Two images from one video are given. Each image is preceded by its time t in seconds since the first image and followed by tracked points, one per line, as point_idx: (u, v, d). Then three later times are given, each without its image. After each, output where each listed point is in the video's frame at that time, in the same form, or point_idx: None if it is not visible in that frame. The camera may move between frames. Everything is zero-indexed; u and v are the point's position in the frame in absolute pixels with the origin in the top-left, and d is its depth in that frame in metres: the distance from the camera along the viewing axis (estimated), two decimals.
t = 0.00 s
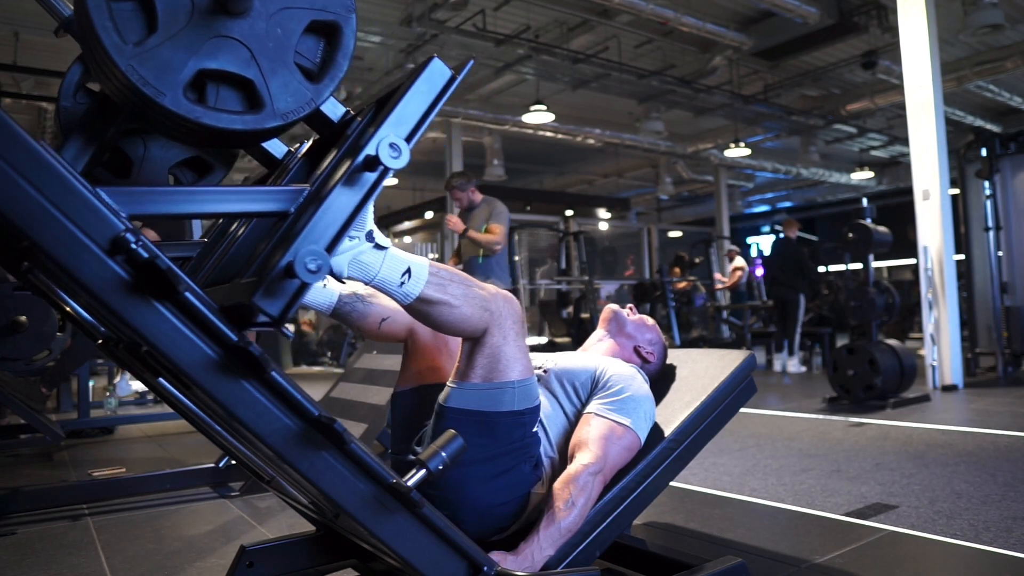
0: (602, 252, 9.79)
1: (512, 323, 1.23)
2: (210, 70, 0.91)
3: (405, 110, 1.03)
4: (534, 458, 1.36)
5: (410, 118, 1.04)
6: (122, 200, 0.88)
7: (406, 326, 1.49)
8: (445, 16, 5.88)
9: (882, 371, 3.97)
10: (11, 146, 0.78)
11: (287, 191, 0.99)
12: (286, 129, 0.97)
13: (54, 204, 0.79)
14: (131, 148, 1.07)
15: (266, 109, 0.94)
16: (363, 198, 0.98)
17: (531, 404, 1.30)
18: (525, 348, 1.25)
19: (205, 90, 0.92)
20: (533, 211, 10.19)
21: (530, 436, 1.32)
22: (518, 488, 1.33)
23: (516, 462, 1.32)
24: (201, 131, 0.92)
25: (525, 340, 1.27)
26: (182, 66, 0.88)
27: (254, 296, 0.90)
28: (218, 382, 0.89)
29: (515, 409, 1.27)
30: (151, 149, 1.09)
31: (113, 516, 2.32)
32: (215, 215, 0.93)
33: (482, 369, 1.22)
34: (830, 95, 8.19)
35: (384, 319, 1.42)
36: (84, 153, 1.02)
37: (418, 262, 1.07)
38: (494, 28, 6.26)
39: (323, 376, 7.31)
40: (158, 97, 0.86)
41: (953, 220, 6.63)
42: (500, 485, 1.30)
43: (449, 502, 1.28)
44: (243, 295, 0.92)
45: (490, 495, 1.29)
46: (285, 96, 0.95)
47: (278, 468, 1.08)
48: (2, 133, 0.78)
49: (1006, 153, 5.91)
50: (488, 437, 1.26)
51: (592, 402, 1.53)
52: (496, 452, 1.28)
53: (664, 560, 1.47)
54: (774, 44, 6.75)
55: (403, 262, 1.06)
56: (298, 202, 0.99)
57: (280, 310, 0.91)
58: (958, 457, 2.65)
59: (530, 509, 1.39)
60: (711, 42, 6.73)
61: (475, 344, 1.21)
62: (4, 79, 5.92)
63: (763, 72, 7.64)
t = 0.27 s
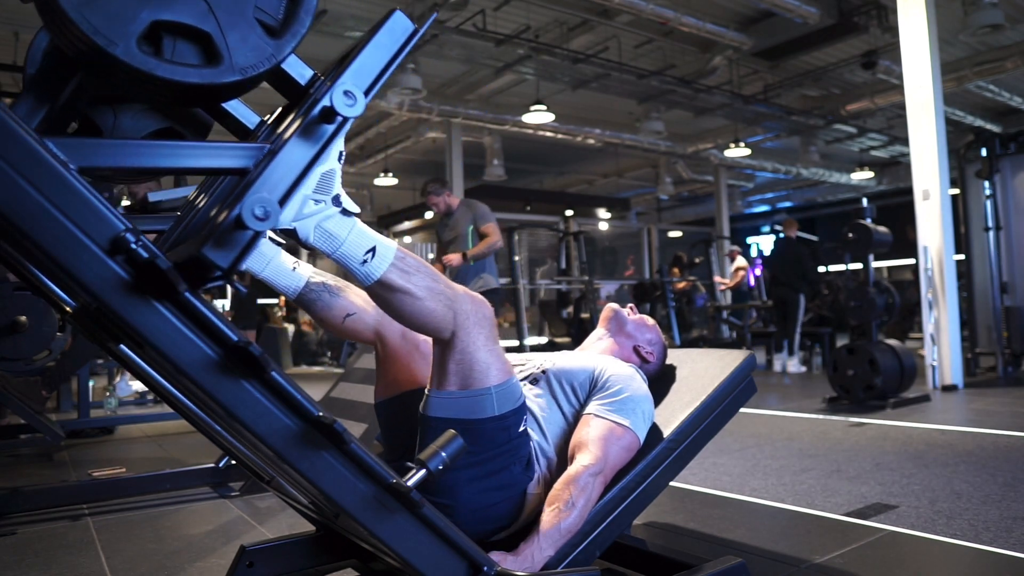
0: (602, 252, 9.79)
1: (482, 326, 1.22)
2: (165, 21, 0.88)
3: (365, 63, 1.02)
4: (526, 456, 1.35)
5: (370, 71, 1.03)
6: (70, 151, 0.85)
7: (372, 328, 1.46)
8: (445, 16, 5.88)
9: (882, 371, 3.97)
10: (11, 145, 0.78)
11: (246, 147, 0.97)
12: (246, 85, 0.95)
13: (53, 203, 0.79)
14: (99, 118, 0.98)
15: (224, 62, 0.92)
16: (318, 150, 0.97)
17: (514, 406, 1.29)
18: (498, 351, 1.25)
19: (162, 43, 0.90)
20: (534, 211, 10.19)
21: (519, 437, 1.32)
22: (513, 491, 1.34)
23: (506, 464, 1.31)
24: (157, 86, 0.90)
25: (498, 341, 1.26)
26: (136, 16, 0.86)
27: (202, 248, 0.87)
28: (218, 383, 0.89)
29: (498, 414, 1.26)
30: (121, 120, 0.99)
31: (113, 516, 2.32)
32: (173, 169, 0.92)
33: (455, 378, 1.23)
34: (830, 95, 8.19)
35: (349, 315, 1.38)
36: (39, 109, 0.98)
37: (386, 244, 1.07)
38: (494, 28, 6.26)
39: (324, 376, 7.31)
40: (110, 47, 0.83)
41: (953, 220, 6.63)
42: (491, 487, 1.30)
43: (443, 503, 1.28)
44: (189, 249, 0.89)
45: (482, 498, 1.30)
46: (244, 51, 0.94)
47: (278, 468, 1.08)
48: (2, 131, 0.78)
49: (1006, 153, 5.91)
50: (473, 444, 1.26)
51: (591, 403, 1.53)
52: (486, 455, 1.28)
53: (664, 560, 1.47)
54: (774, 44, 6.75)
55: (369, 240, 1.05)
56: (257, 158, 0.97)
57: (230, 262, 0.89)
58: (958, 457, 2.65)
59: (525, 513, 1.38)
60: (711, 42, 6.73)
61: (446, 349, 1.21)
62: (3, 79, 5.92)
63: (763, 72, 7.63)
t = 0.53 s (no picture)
0: (602, 252, 9.80)
1: (445, 335, 1.18)
2: None
3: (337, 29, 0.99)
4: (519, 455, 1.35)
5: (343, 37, 1.00)
6: (35, 117, 0.84)
7: (338, 339, 1.32)
8: (445, 16, 5.88)
9: (882, 371, 3.97)
10: (11, 145, 0.78)
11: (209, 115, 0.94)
12: (219, 55, 0.93)
13: (52, 202, 0.80)
14: (77, 96, 0.97)
15: (195, 31, 0.90)
16: (287, 116, 0.94)
17: (494, 409, 1.27)
18: (469, 361, 1.23)
19: (131, 11, 0.88)
20: (533, 210, 10.19)
21: (507, 436, 1.31)
22: (509, 491, 1.34)
23: (501, 462, 1.31)
24: (127, 56, 0.88)
25: (466, 349, 1.24)
26: None
27: (166, 213, 0.84)
28: (219, 383, 0.89)
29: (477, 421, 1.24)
30: (101, 98, 0.98)
31: (113, 516, 2.33)
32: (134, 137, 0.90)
33: (431, 391, 1.21)
34: (830, 95, 8.20)
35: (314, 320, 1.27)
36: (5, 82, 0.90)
37: (356, 238, 1.05)
38: (494, 28, 6.26)
39: (323, 376, 7.31)
40: (76, 11, 0.82)
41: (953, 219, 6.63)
42: (483, 488, 1.30)
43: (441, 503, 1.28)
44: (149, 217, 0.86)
45: (477, 502, 1.30)
46: (216, 19, 0.91)
47: (278, 468, 1.08)
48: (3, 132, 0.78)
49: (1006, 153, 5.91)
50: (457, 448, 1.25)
51: (591, 403, 1.53)
52: (478, 459, 1.27)
53: (664, 559, 1.47)
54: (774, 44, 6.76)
55: (340, 229, 1.03)
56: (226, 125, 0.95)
57: (197, 228, 0.86)
58: (958, 457, 2.65)
59: (524, 512, 1.39)
60: (711, 42, 6.73)
61: (413, 363, 1.17)
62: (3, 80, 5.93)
63: (763, 72, 7.63)
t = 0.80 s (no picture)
0: (602, 252, 9.80)
1: (447, 335, 1.18)
2: None
3: (339, 33, 1.00)
4: (521, 455, 1.35)
5: (345, 40, 1.00)
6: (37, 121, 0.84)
7: (344, 338, 1.35)
8: (445, 17, 5.87)
9: (882, 371, 3.97)
10: (12, 147, 0.78)
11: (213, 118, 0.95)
12: (220, 58, 0.93)
13: (54, 204, 0.80)
14: (78, 98, 0.97)
15: (197, 33, 0.90)
16: (290, 119, 0.94)
17: (496, 408, 1.27)
18: (473, 360, 1.24)
19: (134, 13, 0.88)
20: (533, 210, 10.19)
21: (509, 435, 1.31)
22: (510, 491, 1.34)
23: (503, 462, 1.31)
24: (130, 57, 0.88)
25: (468, 349, 1.24)
26: None
27: (169, 218, 0.84)
28: (218, 383, 0.89)
29: (480, 417, 1.24)
30: (103, 100, 0.98)
31: (113, 516, 2.33)
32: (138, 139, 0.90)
33: (434, 391, 1.21)
34: (830, 95, 8.20)
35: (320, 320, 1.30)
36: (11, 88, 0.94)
37: (359, 238, 1.05)
38: (494, 28, 6.26)
39: (323, 376, 7.31)
40: (79, 14, 0.82)
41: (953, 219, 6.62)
42: (484, 488, 1.30)
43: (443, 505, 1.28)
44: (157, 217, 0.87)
45: (479, 500, 1.30)
46: (217, 21, 0.91)
47: (278, 468, 1.08)
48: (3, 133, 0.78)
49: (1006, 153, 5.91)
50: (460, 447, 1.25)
51: (591, 403, 1.53)
52: (477, 458, 1.28)
53: (665, 559, 1.47)
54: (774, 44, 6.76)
55: (343, 229, 1.03)
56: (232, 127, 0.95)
57: (200, 232, 0.86)
58: (958, 457, 2.65)
59: (524, 512, 1.39)
60: (711, 42, 6.73)
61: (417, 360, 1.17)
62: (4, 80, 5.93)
63: (763, 72, 7.63)
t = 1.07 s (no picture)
0: (602, 252, 9.79)
1: (489, 325, 1.22)
2: (177, 34, 0.88)
3: (377, 74, 1.01)
4: (529, 457, 1.36)
5: (382, 83, 1.02)
6: (85, 165, 0.85)
7: (383, 328, 1.48)
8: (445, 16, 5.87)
9: (882, 371, 3.97)
10: (11, 146, 0.78)
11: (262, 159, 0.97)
12: (255, 98, 0.94)
13: (56, 206, 0.80)
14: (107, 127, 1.00)
15: (235, 75, 0.92)
16: (330, 165, 0.97)
17: (520, 405, 1.30)
18: (507, 351, 1.26)
19: (173, 55, 0.90)
20: (533, 211, 10.19)
21: (524, 435, 1.33)
22: (516, 491, 1.34)
23: (512, 462, 1.31)
24: (169, 98, 0.89)
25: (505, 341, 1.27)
26: (148, 29, 0.85)
27: (216, 262, 0.87)
28: (218, 383, 0.89)
29: (504, 412, 1.26)
30: (130, 128, 1.01)
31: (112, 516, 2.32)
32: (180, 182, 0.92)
33: (462, 376, 1.23)
34: (830, 95, 8.20)
35: (359, 318, 1.40)
36: (50, 122, 0.98)
37: (394, 249, 1.07)
38: (494, 28, 6.26)
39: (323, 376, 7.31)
40: (123, 59, 0.83)
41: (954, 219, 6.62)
42: (492, 488, 1.30)
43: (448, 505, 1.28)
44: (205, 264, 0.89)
45: (485, 498, 1.30)
46: (255, 62, 0.93)
47: (278, 468, 1.08)
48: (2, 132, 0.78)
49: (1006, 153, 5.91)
50: (476, 443, 1.26)
51: (590, 402, 1.53)
52: (487, 455, 1.28)
53: (665, 560, 1.46)
54: (775, 44, 6.75)
55: (379, 246, 1.05)
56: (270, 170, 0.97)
57: (245, 278, 0.89)
58: (958, 457, 2.65)
59: (527, 512, 1.38)
60: (711, 42, 6.73)
61: (454, 349, 1.21)
62: (4, 80, 5.93)
63: (763, 72, 7.63)
